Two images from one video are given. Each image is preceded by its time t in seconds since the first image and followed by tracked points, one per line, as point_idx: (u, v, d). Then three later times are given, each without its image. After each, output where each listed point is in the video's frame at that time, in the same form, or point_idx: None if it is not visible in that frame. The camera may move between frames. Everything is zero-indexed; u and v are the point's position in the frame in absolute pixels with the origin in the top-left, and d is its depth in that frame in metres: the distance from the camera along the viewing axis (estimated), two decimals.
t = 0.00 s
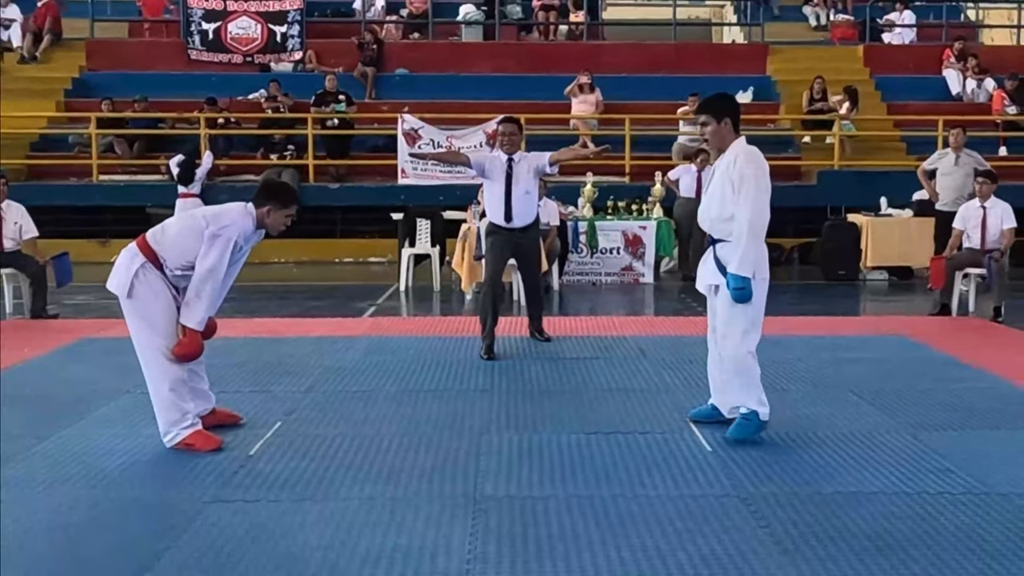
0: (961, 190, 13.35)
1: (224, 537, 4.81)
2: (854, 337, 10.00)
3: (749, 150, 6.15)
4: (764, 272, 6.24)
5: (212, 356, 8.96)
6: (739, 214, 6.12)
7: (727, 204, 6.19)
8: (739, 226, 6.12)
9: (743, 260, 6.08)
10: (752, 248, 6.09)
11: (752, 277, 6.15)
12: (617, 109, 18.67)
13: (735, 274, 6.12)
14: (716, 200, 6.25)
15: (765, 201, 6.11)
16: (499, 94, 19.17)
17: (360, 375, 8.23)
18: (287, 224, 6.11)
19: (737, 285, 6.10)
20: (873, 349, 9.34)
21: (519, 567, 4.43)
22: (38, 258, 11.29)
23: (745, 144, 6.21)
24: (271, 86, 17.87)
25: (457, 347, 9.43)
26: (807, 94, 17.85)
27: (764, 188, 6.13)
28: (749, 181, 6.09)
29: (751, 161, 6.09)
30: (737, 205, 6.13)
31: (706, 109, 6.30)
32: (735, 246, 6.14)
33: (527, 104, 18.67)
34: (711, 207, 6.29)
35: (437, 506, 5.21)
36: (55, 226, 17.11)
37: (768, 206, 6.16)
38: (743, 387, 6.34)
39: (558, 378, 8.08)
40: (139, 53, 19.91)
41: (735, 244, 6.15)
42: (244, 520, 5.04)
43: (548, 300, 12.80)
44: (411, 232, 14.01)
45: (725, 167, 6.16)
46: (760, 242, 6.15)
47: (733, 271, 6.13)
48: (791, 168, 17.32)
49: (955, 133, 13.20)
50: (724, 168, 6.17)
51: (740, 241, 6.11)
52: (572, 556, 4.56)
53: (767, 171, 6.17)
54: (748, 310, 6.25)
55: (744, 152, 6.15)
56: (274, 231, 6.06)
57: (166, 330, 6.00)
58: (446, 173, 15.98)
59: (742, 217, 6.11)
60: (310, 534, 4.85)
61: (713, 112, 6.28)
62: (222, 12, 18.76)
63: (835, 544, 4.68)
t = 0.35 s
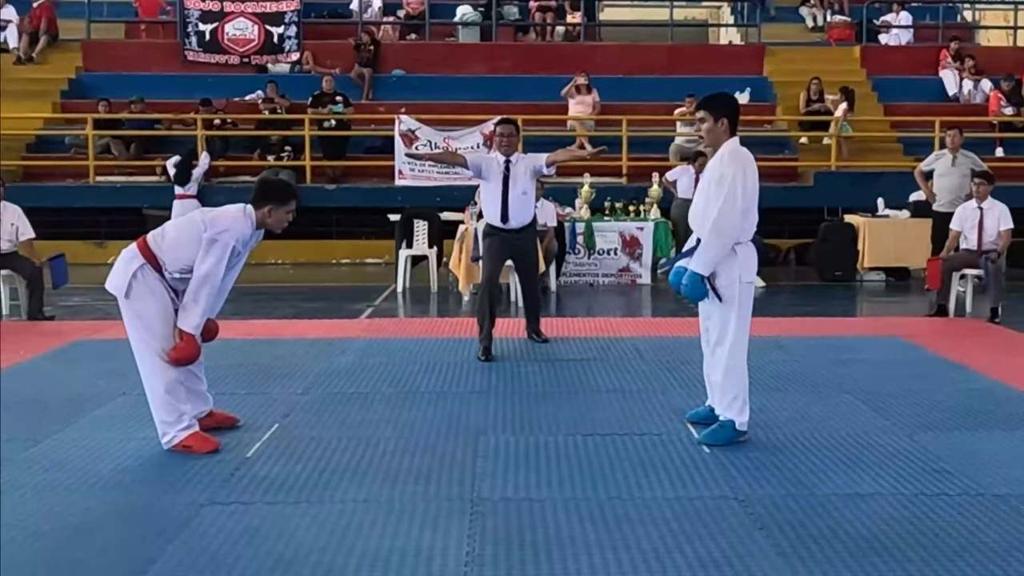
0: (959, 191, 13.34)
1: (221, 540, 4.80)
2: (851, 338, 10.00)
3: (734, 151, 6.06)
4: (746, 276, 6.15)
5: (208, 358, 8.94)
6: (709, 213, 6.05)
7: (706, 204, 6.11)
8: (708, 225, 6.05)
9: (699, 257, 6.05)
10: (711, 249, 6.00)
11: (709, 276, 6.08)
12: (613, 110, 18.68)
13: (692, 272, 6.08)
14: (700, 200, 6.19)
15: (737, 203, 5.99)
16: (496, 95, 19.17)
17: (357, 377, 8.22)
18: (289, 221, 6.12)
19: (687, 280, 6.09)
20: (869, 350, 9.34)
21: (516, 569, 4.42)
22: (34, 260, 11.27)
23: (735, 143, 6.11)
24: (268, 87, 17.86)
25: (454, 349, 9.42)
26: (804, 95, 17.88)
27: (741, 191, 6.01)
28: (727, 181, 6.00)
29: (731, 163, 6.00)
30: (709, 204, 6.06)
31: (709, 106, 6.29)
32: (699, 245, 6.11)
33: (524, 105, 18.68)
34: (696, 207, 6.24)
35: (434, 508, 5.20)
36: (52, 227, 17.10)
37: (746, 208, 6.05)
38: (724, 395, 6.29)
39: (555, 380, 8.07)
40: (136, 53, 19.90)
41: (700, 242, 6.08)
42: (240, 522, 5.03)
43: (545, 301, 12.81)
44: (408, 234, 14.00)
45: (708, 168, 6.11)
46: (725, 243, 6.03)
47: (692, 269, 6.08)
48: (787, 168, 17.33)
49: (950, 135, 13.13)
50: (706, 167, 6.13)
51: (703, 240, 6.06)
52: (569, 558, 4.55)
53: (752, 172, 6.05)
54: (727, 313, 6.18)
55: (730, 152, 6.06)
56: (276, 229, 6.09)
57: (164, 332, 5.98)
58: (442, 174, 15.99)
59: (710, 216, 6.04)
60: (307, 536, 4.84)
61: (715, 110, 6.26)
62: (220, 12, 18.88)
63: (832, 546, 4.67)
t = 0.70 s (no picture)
0: (959, 190, 13.33)
1: (220, 540, 4.80)
2: (851, 337, 9.99)
3: (732, 148, 6.10)
4: (746, 273, 6.15)
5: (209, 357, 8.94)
6: (709, 207, 6.06)
7: (705, 200, 6.12)
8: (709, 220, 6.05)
9: (701, 252, 6.04)
10: (711, 242, 6.01)
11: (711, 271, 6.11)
12: (613, 108, 18.68)
13: (692, 267, 6.10)
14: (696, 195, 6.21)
15: (735, 196, 6.01)
16: (496, 94, 19.16)
17: (356, 377, 8.22)
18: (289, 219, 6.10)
19: (690, 277, 6.06)
20: (870, 349, 9.33)
21: (515, 568, 4.42)
22: (34, 259, 11.26)
23: (730, 138, 6.16)
24: (268, 86, 17.87)
25: (454, 348, 9.42)
26: (804, 94, 17.84)
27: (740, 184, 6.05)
28: (725, 175, 6.02)
29: (729, 157, 6.04)
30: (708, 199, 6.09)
31: (707, 102, 6.27)
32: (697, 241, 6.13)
33: (524, 104, 18.67)
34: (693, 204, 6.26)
35: (435, 508, 5.20)
36: (52, 227, 17.09)
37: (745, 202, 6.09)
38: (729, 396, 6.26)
39: (554, 379, 8.07)
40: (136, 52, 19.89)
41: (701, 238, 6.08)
42: (239, 522, 5.03)
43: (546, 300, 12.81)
44: (408, 233, 13.99)
45: (704, 163, 6.14)
46: (725, 237, 6.04)
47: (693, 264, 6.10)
48: (787, 167, 17.32)
49: (951, 132, 13.20)
50: (701, 162, 6.17)
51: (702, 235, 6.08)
52: (569, 557, 4.54)
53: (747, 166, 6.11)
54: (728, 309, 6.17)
55: (726, 147, 6.11)
56: (276, 228, 6.07)
57: (164, 331, 5.98)
58: (442, 173, 16.01)
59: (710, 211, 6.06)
60: (307, 535, 4.84)
61: (715, 109, 6.24)
62: (219, 11, 18.75)
63: (832, 544, 4.67)
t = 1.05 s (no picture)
0: (966, 185, 13.31)
1: (233, 531, 4.82)
2: (859, 331, 9.99)
3: (730, 142, 6.15)
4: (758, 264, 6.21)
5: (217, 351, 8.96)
6: (730, 204, 6.09)
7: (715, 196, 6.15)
8: (733, 216, 6.09)
9: (741, 251, 6.03)
10: (747, 238, 6.04)
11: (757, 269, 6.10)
12: (620, 103, 18.67)
13: (742, 268, 6.03)
14: (702, 192, 6.24)
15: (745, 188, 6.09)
16: (503, 89, 19.15)
17: (365, 369, 8.24)
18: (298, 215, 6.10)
19: (748, 279, 6.00)
20: (877, 343, 9.34)
21: (528, 559, 4.44)
22: (42, 253, 11.29)
23: (727, 137, 6.21)
24: (275, 81, 17.87)
25: (462, 341, 9.43)
26: (811, 88, 17.90)
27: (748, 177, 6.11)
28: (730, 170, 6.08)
29: (729, 152, 6.08)
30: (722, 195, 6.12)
31: (706, 99, 6.28)
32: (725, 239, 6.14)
33: (530, 99, 18.66)
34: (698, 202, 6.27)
35: (446, 499, 5.22)
36: (59, 221, 17.11)
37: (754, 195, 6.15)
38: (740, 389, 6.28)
39: (563, 372, 8.08)
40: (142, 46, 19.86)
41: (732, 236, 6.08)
42: (252, 513, 5.05)
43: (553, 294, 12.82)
44: (414, 227, 14.00)
45: (704, 160, 6.18)
46: (753, 230, 6.08)
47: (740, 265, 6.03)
48: (794, 161, 17.30)
49: (961, 126, 13.14)
50: (701, 163, 6.21)
51: (731, 233, 6.08)
52: (580, 548, 4.56)
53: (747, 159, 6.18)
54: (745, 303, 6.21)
55: (725, 142, 6.16)
56: (286, 224, 6.05)
57: (176, 324, 6.00)
58: (448, 167, 16.06)
59: (732, 208, 6.09)
60: (320, 526, 4.86)
61: (717, 105, 6.25)
62: (226, 5, 19.01)
63: (843, 536, 4.68)
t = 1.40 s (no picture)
0: (974, 184, 13.28)
1: (245, 529, 4.83)
2: (868, 330, 9.98)
3: (717, 147, 6.26)
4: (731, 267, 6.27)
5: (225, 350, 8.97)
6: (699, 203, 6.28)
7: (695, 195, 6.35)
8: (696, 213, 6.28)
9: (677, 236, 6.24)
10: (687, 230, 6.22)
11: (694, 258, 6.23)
12: (627, 102, 18.66)
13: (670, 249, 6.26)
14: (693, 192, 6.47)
15: (718, 190, 6.22)
16: (509, 88, 19.14)
17: (374, 368, 8.24)
18: (289, 178, 6.07)
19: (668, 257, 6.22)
20: (886, 342, 9.32)
21: (541, 558, 4.43)
22: (51, 251, 11.31)
23: (720, 139, 6.30)
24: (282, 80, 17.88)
25: (471, 341, 9.43)
26: (818, 87, 17.91)
27: (726, 181, 6.23)
28: (711, 173, 6.23)
29: (712, 155, 6.23)
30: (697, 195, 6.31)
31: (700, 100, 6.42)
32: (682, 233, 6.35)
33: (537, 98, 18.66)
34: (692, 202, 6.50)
35: (457, 498, 5.22)
36: (66, 220, 17.14)
37: (733, 200, 6.25)
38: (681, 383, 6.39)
39: (572, 371, 8.08)
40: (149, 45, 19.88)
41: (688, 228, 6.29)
42: (264, 512, 5.05)
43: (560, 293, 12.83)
44: (421, 226, 13.98)
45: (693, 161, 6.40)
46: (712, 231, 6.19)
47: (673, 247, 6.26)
48: (801, 160, 17.27)
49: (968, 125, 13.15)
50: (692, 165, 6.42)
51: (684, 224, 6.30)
52: (591, 546, 4.56)
53: (736, 165, 6.26)
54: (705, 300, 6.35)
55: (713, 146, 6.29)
56: (279, 188, 6.04)
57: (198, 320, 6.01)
58: (455, 167, 16.05)
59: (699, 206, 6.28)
60: (332, 524, 4.87)
61: (708, 107, 6.37)
62: (233, 5, 19.04)
63: (854, 535, 4.67)
